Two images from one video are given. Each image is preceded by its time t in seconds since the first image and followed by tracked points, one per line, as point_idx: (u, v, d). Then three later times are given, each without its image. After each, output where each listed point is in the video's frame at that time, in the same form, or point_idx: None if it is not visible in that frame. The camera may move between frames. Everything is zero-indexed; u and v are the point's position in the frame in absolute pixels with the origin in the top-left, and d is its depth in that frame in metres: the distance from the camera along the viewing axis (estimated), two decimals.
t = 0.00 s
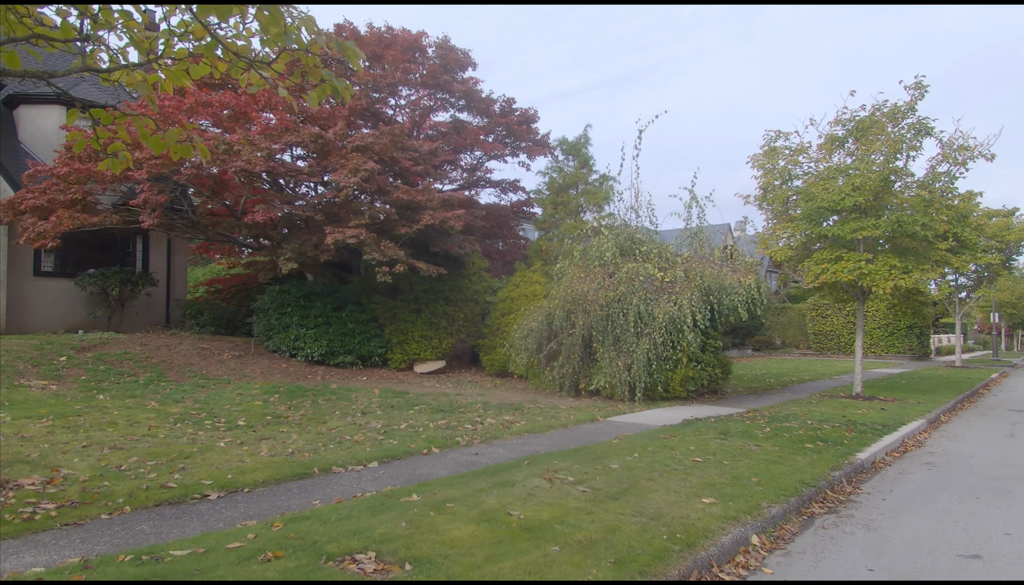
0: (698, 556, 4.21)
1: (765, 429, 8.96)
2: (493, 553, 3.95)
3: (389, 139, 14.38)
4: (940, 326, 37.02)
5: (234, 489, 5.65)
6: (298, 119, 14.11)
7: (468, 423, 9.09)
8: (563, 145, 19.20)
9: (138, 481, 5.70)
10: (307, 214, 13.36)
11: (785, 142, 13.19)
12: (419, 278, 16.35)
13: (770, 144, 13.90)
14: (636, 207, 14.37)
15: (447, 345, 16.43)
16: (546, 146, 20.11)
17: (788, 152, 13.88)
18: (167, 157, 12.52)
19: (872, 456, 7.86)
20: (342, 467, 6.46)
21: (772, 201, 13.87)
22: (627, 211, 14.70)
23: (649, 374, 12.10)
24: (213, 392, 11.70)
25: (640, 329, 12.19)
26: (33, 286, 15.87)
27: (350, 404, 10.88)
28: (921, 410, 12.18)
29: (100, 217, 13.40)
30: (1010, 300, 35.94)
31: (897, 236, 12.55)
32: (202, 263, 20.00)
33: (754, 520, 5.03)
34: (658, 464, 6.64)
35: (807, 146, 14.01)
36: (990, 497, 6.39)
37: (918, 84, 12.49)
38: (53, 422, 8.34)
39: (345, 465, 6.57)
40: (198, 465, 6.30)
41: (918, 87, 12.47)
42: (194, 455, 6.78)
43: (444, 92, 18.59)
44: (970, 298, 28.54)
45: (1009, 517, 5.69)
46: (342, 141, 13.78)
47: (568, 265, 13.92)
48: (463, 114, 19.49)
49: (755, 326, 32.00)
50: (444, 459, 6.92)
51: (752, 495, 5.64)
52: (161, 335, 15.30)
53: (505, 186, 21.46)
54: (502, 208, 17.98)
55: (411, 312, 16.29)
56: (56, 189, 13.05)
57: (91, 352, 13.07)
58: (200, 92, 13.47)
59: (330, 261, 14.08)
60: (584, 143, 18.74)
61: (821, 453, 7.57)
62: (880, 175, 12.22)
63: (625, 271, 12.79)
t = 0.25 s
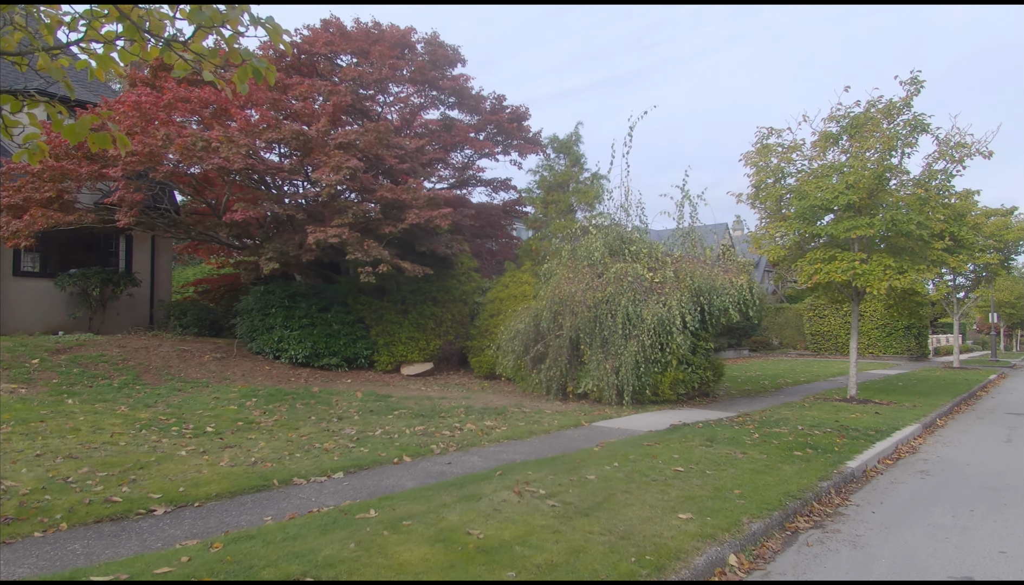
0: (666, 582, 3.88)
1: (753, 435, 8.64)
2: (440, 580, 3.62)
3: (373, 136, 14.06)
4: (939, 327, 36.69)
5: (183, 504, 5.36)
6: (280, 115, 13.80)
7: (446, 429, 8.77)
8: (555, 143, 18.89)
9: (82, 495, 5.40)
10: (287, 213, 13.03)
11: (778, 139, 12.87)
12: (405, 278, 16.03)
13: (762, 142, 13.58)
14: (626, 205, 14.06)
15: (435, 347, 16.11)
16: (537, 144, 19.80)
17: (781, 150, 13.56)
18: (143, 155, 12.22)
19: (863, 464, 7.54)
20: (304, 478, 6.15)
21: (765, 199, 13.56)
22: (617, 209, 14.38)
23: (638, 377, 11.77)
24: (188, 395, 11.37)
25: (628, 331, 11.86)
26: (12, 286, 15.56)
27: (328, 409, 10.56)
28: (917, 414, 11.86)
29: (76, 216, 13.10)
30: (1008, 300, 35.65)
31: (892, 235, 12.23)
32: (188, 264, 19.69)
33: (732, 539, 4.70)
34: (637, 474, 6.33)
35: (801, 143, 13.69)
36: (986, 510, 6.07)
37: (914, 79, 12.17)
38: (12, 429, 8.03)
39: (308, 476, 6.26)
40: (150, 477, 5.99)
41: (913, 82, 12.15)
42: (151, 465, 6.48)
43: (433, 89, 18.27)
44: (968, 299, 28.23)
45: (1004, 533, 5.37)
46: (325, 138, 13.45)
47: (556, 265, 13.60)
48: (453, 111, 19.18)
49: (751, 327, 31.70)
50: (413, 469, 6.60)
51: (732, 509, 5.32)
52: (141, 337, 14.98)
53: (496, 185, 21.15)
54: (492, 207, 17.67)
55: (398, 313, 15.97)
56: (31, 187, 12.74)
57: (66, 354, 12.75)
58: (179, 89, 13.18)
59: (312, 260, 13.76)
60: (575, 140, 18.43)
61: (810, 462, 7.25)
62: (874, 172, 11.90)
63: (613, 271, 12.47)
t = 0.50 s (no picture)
0: None
1: (742, 437, 8.32)
2: None
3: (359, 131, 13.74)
4: (940, 327, 36.33)
5: (130, 511, 5.07)
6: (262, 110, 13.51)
7: (423, 431, 8.46)
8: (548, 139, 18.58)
9: (23, 501, 5.11)
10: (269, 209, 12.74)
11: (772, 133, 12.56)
12: (394, 277, 15.73)
13: (756, 136, 13.27)
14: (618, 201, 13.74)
15: (423, 347, 15.79)
16: (530, 140, 19.49)
17: (776, 145, 13.24)
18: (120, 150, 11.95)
19: (856, 468, 7.22)
20: (263, 484, 5.85)
21: (760, 195, 13.24)
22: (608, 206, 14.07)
23: (627, 377, 11.45)
24: (164, 396, 11.07)
25: (618, 330, 11.54)
26: None
27: (306, 409, 10.25)
28: (915, 415, 11.53)
29: (54, 212, 12.82)
30: (1010, 300, 35.30)
31: (889, 232, 11.91)
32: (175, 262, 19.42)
33: (710, 549, 4.39)
34: (615, 479, 6.01)
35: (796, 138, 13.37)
36: (983, 517, 5.74)
37: (911, 71, 11.84)
38: None
39: (270, 480, 5.97)
40: (101, 482, 5.70)
41: (911, 74, 11.82)
42: (105, 469, 6.18)
43: (423, 85, 17.96)
44: (969, 298, 27.88)
45: (1002, 543, 5.04)
46: (309, 132, 13.14)
47: (544, 263, 13.29)
48: (444, 107, 18.87)
49: (749, 326, 31.38)
50: (382, 473, 6.30)
51: (712, 517, 5.01)
52: (123, 336, 14.69)
53: (488, 182, 20.85)
54: (483, 204, 17.36)
55: (385, 312, 15.66)
56: (8, 181, 12.49)
57: (42, 354, 12.48)
58: (159, 82, 12.96)
59: (296, 258, 13.46)
60: (568, 137, 18.11)
61: (800, 466, 6.93)
62: (870, 167, 11.57)
63: (603, 268, 12.15)
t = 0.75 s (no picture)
0: None
1: (729, 441, 8.01)
2: None
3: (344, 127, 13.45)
4: (940, 326, 36.02)
5: (71, 523, 4.80)
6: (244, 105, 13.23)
7: (399, 435, 8.18)
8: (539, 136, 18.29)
9: None
10: (249, 206, 12.46)
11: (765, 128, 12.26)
12: (381, 276, 15.44)
13: (748, 131, 12.96)
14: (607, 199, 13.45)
15: (411, 347, 15.49)
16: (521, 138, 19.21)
17: (768, 140, 12.94)
18: (97, 146, 11.70)
19: (845, 474, 6.92)
20: (218, 493, 5.57)
21: (752, 192, 12.94)
22: (598, 203, 13.77)
23: (614, 378, 11.16)
24: (139, 398, 10.79)
25: (605, 330, 11.23)
26: None
27: (283, 412, 9.96)
28: (910, 417, 11.24)
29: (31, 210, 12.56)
30: (1011, 299, 34.96)
31: (884, 229, 11.61)
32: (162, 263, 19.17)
33: (679, 566, 4.10)
34: (589, 487, 5.72)
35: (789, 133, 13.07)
36: (975, 528, 5.44)
37: (906, 64, 11.54)
38: None
39: (226, 488, 5.69)
40: (46, 491, 5.43)
41: (905, 67, 11.52)
42: (56, 476, 5.91)
43: (412, 81, 17.66)
44: (969, 297, 27.55)
45: (994, 557, 4.74)
46: (292, 129, 12.84)
47: (531, 261, 13.00)
48: (434, 104, 18.58)
49: (747, 326, 31.06)
50: (346, 480, 6.00)
51: (686, 529, 4.72)
52: (104, 336, 14.42)
53: (480, 180, 20.56)
54: (473, 202, 17.07)
55: (372, 312, 15.38)
56: None
57: (18, 355, 12.22)
58: (137, 77, 12.75)
59: (278, 257, 13.18)
60: (559, 133, 17.82)
61: (786, 472, 6.65)
62: (864, 162, 11.28)
63: (590, 267, 11.85)
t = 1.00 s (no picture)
0: None
1: (714, 443, 7.71)
2: None
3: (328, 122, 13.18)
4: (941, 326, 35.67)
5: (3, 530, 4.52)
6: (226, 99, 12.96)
7: (372, 436, 7.88)
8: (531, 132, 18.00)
9: None
10: (229, 202, 12.19)
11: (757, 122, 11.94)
12: (368, 274, 15.15)
13: (741, 126, 12.65)
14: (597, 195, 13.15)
15: (399, 346, 15.20)
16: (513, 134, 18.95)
17: (761, 135, 12.62)
18: (72, 140, 11.45)
19: (833, 478, 6.61)
20: (167, 498, 5.28)
21: (745, 188, 12.63)
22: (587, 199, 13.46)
23: (601, 378, 10.85)
24: (112, 398, 10.51)
25: (591, 328, 10.91)
26: None
27: (257, 412, 9.67)
28: (906, 418, 10.93)
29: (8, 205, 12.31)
30: (1013, 299, 34.56)
31: (878, 225, 11.30)
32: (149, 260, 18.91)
33: (642, 579, 3.80)
34: (559, 492, 5.43)
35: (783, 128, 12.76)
36: (966, 536, 5.13)
37: (901, 55, 11.25)
38: None
39: (177, 493, 5.41)
40: None
41: (900, 58, 11.23)
42: None
43: (402, 76, 17.39)
44: (971, 297, 27.17)
45: (985, 568, 4.44)
46: (274, 123, 12.57)
47: (517, 258, 12.70)
48: (424, 99, 18.28)
49: (746, 326, 30.69)
50: (305, 485, 5.71)
51: (655, 538, 4.43)
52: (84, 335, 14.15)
53: (471, 177, 20.25)
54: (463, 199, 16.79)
55: (358, 311, 15.10)
56: None
57: None
58: (117, 71, 12.50)
59: (260, 254, 12.90)
60: (551, 129, 17.53)
61: (770, 475, 6.35)
62: (858, 156, 10.98)
63: (577, 264, 11.54)
